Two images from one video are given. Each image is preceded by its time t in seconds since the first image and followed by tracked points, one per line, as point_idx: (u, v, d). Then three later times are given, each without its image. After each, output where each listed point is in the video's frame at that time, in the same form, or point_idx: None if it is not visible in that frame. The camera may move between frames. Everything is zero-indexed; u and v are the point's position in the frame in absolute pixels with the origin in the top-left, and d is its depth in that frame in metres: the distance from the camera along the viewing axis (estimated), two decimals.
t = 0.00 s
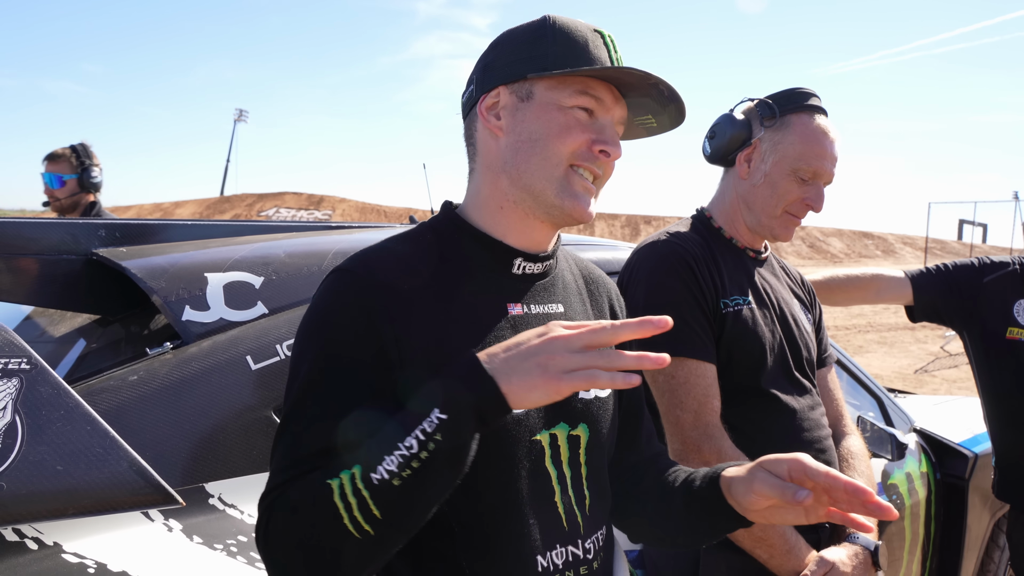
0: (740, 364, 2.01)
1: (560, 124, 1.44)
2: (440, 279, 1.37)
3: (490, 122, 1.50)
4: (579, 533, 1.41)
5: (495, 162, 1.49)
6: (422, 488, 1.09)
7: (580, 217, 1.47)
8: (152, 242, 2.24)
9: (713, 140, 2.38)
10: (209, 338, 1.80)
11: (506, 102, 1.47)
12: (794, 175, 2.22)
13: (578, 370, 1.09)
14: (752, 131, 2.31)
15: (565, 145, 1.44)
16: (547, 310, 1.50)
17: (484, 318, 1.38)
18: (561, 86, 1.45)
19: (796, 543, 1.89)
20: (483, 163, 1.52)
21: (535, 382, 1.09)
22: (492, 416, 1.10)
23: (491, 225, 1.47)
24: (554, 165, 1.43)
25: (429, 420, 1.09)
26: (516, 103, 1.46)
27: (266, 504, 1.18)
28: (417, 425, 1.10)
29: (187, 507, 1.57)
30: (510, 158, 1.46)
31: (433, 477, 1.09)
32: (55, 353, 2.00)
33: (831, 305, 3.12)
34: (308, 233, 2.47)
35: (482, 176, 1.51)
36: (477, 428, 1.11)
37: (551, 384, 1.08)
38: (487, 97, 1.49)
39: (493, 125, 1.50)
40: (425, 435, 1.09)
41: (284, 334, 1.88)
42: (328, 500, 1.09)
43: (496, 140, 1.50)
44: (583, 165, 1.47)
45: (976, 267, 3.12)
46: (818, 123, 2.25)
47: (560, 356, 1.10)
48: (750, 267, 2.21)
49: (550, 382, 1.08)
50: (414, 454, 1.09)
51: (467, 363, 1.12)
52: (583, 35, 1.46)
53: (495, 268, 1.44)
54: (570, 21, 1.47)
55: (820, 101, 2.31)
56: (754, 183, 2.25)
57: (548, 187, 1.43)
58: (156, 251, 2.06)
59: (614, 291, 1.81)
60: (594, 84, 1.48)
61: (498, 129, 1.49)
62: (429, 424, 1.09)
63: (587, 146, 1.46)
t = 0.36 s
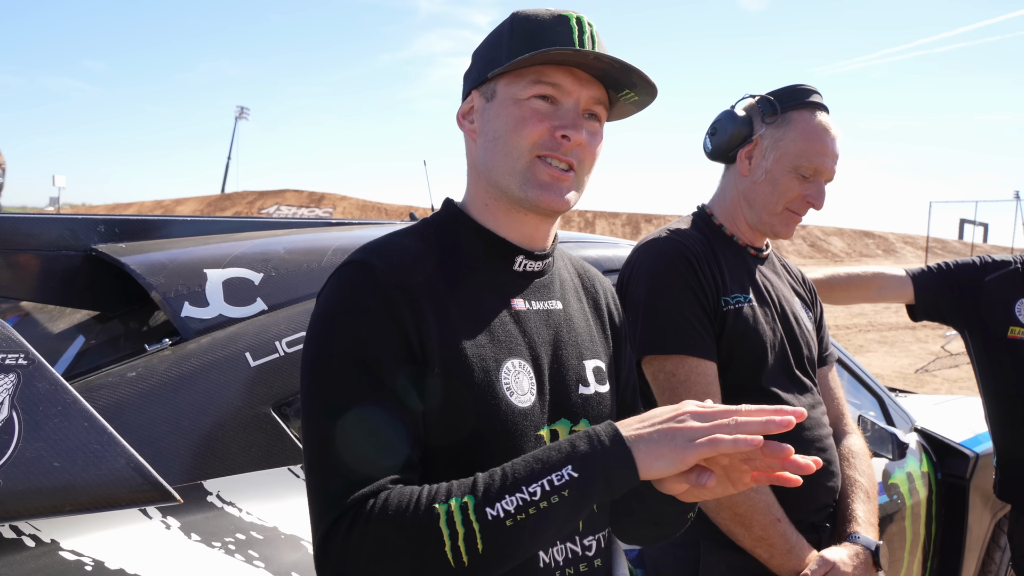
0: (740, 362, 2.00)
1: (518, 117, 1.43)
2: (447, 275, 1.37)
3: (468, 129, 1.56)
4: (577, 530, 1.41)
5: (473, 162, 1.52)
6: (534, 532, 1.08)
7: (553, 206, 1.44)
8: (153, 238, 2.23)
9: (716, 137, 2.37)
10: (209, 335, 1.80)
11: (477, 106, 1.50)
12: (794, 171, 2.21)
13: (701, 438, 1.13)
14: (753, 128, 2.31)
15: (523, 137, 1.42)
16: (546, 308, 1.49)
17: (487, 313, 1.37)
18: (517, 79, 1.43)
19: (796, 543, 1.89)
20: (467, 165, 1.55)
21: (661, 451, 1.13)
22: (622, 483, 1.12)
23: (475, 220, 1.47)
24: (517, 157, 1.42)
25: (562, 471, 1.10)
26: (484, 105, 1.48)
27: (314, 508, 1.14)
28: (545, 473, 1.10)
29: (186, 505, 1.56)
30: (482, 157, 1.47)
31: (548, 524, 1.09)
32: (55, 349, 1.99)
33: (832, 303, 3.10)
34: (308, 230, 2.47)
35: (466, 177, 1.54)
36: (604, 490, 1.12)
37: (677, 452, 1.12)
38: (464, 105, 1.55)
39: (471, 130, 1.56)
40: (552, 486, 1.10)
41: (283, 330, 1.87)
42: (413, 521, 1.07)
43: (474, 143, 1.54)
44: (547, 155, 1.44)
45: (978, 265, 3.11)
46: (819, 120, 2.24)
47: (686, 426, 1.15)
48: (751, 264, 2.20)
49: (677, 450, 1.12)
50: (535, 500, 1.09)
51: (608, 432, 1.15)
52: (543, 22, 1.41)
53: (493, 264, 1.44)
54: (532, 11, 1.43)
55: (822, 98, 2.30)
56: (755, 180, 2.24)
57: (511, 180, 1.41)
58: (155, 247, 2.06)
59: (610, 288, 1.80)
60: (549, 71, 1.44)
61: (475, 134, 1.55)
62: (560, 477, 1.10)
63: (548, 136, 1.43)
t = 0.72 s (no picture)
0: (740, 368, 1.99)
1: (516, 128, 1.42)
2: (447, 276, 1.36)
3: (466, 133, 1.54)
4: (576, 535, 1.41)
5: (472, 169, 1.51)
6: (583, 518, 1.05)
7: (549, 217, 1.45)
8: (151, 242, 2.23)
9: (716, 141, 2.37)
10: (208, 339, 1.79)
11: (475, 111, 1.48)
12: (795, 176, 2.21)
13: (756, 416, 1.08)
14: (754, 133, 2.30)
15: (521, 149, 1.41)
16: (544, 313, 1.48)
17: (486, 316, 1.36)
18: (516, 87, 1.41)
19: (798, 550, 1.87)
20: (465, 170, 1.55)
21: (715, 430, 1.08)
22: (673, 467, 1.08)
23: (473, 224, 1.46)
24: (516, 168, 1.41)
25: (609, 456, 1.07)
26: (482, 110, 1.46)
27: (341, 504, 1.10)
28: (592, 459, 1.07)
29: (183, 510, 1.57)
30: (480, 166, 1.47)
31: (596, 510, 1.05)
32: (54, 353, 1.99)
33: (833, 309, 3.09)
34: (309, 234, 2.46)
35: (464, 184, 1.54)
36: (655, 475, 1.08)
37: (731, 431, 1.07)
38: (460, 109, 1.53)
39: (469, 135, 1.54)
40: (599, 471, 1.06)
41: (282, 335, 1.87)
42: (453, 508, 1.04)
43: (472, 149, 1.52)
44: (546, 167, 1.43)
45: (980, 271, 3.10)
46: (820, 125, 2.24)
47: (740, 405, 1.10)
48: (752, 270, 2.19)
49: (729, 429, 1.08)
50: (582, 485, 1.05)
51: (657, 414, 1.11)
52: (541, 29, 1.39)
53: (493, 268, 1.44)
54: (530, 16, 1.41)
55: (823, 103, 2.29)
56: (756, 185, 2.23)
57: (510, 192, 1.41)
58: (154, 251, 2.05)
59: (604, 293, 1.80)
60: (549, 81, 1.42)
61: (473, 139, 1.52)
62: (607, 461, 1.07)
63: (547, 148, 1.42)
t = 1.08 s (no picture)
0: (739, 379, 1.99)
1: (525, 144, 1.42)
2: (440, 286, 1.37)
3: (466, 141, 1.52)
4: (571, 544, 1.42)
5: (471, 180, 1.51)
6: (620, 495, 1.01)
7: (553, 233, 1.47)
8: (152, 252, 2.24)
9: (714, 152, 2.38)
10: (207, 348, 1.80)
11: (478, 121, 1.47)
12: (794, 188, 2.21)
13: (797, 372, 1.03)
14: (753, 144, 2.31)
15: (531, 166, 1.42)
16: (537, 323, 1.49)
17: (480, 326, 1.36)
18: (527, 102, 1.41)
19: (797, 561, 1.86)
20: (462, 180, 1.54)
21: (757, 393, 1.04)
22: (712, 437, 1.03)
23: (468, 236, 1.48)
24: (523, 184, 1.43)
25: (645, 429, 1.03)
26: (486, 122, 1.45)
27: (364, 497, 1.07)
28: (625, 433, 1.03)
29: (181, 519, 1.57)
30: (483, 178, 1.47)
31: (633, 486, 1.01)
32: (55, 362, 1.99)
33: (834, 320, 3.09)
34: (309, 244, 2.47)
35: (461, 193, 1.54)
36: (694, 447, 1.03)
37: (773, 390, 1.03)
38: (460, 117, 1.50)
39: (468, 145, 1.52)
40: (635, 445, 1.02)
41: (280, 345, 1.87)
42: (481, 491, 1.01)
43: (472, 160, 1.51)
44: (554, 183, 1.45)
45: (981, 282, 3.08)
46: (819, 136, 2.24)
47: (779, 364, 1.06)
48: (751, 281, 2.19)
49: (771, 391, 1.03)
50: (617, 460, 1.01)
51: (694, 384, 1.06)
52: (551, 45, 1.39)
53: (485, 278, 1.45)
54: (539, 30, 1.40)
55: (821, 114, 2.30)
56: (754, 197, 2.24)
57: (517, 208, 1.43)
58: (154, 261, 2.06)
59: (597, 301, 1.81)
60: (559, 99, 1.43)
61: (474, 149, 1.51)
62: (643, 434, 1.02)
63: (557, 163, 1.43)
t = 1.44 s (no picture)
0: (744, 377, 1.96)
1: (512, 142, 1.41)
2: (437, 282, 1.37)
3: (455, 142, 1.52)
4: (570, 542, 1.42)
5: (461, 178, 1.51)
6: (651, 448, 0.94)
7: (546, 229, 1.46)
8: (154, 250, 2.24)
9: (716, 149, 2.39)
10: (208, 346, 1.80)
11: (466, 120, 1.47)
12: (794, 182, 2.20)
13: (839, 309, 0.95)
14: (753, 139, 2.31)
15: (519, 162, 1.41)
16: (534, 319, 1.50)
17: (478, 321, 1.37)
18: (512, 100, 1.40)
19: (800, 561, 1.85)
20: (454, 179, 1.54)
21: (796, 334, 0.95)
22: (750, 385, 0.95)
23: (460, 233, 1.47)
24: (511, 180, 1.42)
25: (677, 377, 0.96)
26: (473, 121, 1.45)
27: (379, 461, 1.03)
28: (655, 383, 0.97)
29: (181, 517, 1.57)
30: (473, 176, 1.46)
31: (665, 438, 0.94)
32: (57, 360, 2.00)
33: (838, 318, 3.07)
34: (311, 242, 2.47)
35: (453, 193, 1.54)
36: (733, 396, 0.95)
37: (813, 328, 0.95)
38: (449, 117, 1.51)
39: (458, 145, 1.52)
40: (666, 394, 0.95)
41: (281, 343, 1.87)
42: (498, 447, 0.96)
43: (462, 159, 1.51)
44: (543, 179, 1.44)
45: (986, 281, 3.04)
46: (821, 132, 2.23)
47: (819, 303, 0.98)
48: (753, 280, 2.19)
49: (812, 329, 0.95)
50: (646, 411, 0.95)
51: (730, 332, 0.98)
52: (535, 41, 1.38)
53: (482, 275, 1.45)
54: (523, 25, 1.39)
55: (825, 111, 2.28)
56: (753, 192, 2.23)
57: (507, 204, 1.42)
58: (156, 259, 2.06)
59: (596, 299, 1.80)
60: (545, 96, 1.42)
61: (463, 149, 1.51)
62: (674, 382, 0.95)
63: (545, 159, 1.42)
